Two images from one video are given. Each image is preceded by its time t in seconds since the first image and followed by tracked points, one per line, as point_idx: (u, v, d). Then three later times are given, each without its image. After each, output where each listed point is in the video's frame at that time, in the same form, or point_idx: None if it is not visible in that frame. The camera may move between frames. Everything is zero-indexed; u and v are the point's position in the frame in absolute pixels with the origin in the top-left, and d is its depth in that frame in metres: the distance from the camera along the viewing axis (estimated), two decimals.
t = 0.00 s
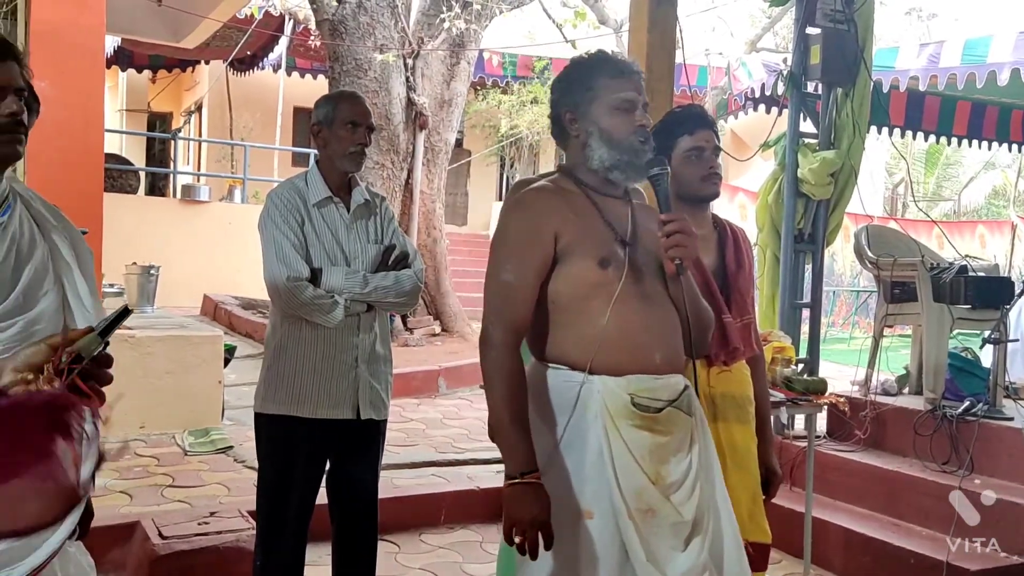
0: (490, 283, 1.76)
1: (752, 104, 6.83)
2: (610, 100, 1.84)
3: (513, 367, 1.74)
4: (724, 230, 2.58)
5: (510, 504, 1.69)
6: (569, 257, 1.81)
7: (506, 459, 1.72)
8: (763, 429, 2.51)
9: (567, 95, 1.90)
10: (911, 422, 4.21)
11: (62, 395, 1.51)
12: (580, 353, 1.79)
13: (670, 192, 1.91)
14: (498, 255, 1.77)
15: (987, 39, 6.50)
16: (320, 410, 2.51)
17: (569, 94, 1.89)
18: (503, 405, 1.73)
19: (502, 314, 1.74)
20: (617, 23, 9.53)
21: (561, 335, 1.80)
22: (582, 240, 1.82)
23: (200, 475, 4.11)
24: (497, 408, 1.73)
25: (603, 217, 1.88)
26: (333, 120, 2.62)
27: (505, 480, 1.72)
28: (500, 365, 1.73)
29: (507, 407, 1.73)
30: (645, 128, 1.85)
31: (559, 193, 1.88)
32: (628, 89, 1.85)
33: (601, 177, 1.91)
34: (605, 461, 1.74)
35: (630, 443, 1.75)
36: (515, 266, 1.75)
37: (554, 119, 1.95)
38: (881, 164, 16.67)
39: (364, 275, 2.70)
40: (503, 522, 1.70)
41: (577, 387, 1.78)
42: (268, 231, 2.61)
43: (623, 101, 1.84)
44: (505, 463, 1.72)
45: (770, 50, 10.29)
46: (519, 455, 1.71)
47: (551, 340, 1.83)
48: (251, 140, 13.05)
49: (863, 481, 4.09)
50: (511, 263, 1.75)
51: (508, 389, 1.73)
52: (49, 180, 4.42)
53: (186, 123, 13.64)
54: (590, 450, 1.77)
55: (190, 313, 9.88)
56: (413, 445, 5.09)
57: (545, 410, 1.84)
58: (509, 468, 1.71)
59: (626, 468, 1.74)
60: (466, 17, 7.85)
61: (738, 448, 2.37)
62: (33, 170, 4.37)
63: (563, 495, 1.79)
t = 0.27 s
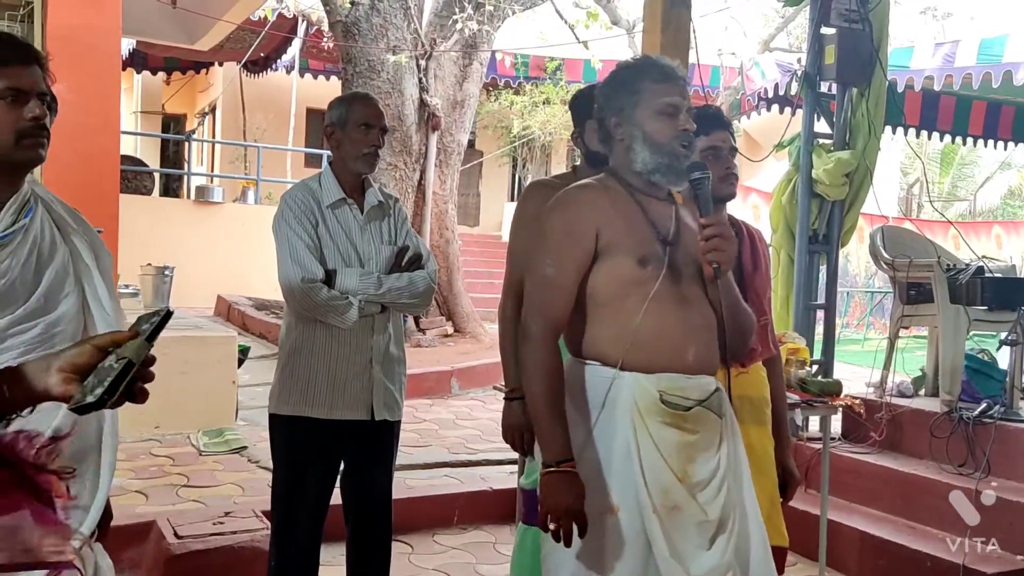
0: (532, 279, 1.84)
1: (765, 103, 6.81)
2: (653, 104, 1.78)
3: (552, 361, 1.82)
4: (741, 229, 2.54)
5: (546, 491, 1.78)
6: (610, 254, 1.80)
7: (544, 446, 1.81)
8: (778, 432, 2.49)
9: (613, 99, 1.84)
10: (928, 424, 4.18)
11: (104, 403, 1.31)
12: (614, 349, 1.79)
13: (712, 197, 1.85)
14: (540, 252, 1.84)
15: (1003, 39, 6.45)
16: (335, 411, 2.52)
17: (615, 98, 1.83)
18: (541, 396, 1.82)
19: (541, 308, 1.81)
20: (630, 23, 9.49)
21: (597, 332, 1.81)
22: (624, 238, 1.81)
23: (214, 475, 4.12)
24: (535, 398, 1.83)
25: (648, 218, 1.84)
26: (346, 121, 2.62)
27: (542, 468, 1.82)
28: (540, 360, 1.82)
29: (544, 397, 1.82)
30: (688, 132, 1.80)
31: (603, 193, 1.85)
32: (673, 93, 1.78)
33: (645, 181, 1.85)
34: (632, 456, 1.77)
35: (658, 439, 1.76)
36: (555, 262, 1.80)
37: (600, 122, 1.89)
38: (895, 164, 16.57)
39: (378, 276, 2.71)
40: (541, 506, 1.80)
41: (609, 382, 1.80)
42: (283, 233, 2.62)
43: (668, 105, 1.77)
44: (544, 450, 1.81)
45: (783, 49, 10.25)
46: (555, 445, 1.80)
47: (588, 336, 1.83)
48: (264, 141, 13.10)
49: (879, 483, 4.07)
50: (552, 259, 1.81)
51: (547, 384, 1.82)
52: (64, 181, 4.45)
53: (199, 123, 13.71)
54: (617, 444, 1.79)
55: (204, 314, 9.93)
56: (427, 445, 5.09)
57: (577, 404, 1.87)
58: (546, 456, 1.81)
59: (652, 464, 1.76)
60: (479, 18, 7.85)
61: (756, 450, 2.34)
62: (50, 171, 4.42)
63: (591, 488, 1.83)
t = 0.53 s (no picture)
0: (560, 273, 1.85)
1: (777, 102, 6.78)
2: (684, 108, 1.81)
3: (577, 354, 1.83)
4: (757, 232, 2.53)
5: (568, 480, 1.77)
6: (634, 251, 1.82)
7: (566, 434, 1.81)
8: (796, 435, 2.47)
9: (644, 103, 1.87)
10: (942, 425, 4.16)
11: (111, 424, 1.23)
12: (632, 347, 1.80)
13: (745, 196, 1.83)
14: (568, 247, 1.85)
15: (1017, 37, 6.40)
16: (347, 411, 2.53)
17: (648, 102, 1.86)
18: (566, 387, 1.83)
19: (566, 301, 1.82)
20: (641, 23, 9.47)
21: (616, 329, 1.82)
22: (648, 235, 1.83)
23: (227, 474, 4.14)
24: (558, 388, 1.84)
25: (676, 219, 1.87)
26: (360, 122, 2.63)
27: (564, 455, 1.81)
28: (563, 355, 1.82)
29: (568, 389, 1.83)
30: (718, 137, 1.82)
31: (632, 194, 1.87)
32: (704, 97, 1.81)
33: (676, 184, 1.89)
34: (647, 452, 1.77)
35: (671, 437, 1.76)
36: (581, 258, 1.82)
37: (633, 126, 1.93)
38: (909, 163, 16.46)
39: (391, 277, 2.71)
40: (564, 496, 1.78)
41: (626, 378, 1.81)
42: (296, 232, 2.62)
43: (698, 109, 1.80)
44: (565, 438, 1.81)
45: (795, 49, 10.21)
46: (576, 431, 1.80)
47: (609, 332, 1.85)
48: (276, 141, 13.15)
49: (893, 485, 4.05)
50: (579, 255, 1.82)
51: (571, 377, 1.83)
52: (80, 181, 4.48)
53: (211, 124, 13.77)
54: (633, 440, 1.80)
55: (216, 314, 9.97)
56: (440, 445, 5.11)
57: (599, 399, 1.87)
58: (568, 443, 1.80)
59: (665, 462, 1.75)
60: (490, 19, 7.87)
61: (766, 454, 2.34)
62: (65, 171, 4.45)
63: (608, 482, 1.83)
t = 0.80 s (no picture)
0: (575, 270, 1.85)
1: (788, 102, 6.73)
2: (705, 109, 1.84)
3: (589, 348, 1.83)
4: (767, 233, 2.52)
5: (569, 473, 1.79)
6: (650, 250, 1.82)
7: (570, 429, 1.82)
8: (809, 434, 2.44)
9: (665, 106, 1.90)
10: (954, 425, 4.14)
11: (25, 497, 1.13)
12: (645, 345, 1.80)
13: (765, 196, 1.85)
14: (583, 243, 1.85)
15: None
16: (359, 411, 2.53)
17: (669, 103, 1.89)
18: (572, 381, 1.84)
19: (578, 297, 1.83)
20: (651, 23, 9.42)
21: (629, 327, 1.82)
22: (665, 234, 1.82)
23: (238, 472, 4.16)
24: (567, 382, 1.84)
25: (695, 219, 1.87)
26: (371, 122, 2.63)
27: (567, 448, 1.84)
28: (574, 350, 1.83)
29: (576, 384, 1.83)
30: (739, 137, 1.84)
31: (655, 194, 1.87)
32: (725, 99, 1.83)
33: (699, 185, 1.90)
34: (655, 451, 1.76)
35: (680, 436, 1.75)
36: (596, 255, 1.82)
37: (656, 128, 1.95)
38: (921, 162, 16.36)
39: (402, 276, 2.71)
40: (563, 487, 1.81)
41: (637, 375, 1.81)
42: (308, 231, 2.63)
43: (719, 111, 1.83)
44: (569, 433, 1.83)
45: (806, 47, 10.16)
46: (579, 427, 1.81)
47: (621, 331, 1.85)
48: (287, 141, 13.19)
49: (905, 485, 4.02)
50: (593, 252, 1.82)
51: (581, 370, 1.83)
52: (92, 181, 4.51)
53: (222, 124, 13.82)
54: (643, 438, 1.79)
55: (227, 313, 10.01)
56: (450, 444, 5.11)
57: (608, 397, 1.88)
58: (571, 438, 1.82)
59: (674, 460, 1.75)
60: (501, 18, 7.88)
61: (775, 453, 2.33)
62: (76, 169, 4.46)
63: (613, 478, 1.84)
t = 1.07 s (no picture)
0: (589, 267, 1.84)
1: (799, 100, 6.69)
2: (722, 109, 1.83)
3: (601, 342, 1.82)
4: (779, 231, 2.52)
5: (578, 471, 1.79)
6: (664, 249, 1.82)
7: (580, 427, 1.82)
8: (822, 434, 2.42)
9: (682, 104, 1.90)
10: (966, 425, 4.12)
11: None
12: (659, 344, 1.79)
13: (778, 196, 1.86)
14: (597, 241, 1.84)
15: None
16: (369, 409, 2.53)
17: (686, 103, 1.89)
18: (583, 377, 1.83)
19: (592, 295, 1.82)
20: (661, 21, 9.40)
21: (643, 325, 1.82)
22: (679, 232, 1.82)
23: (248, 470, 4.17)
24: (579, 378, 1.83)
25: (710, 219, 1.86)
26: (380, 121, 2.64)
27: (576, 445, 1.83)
28: (585, 346, 1.81)
29: (587, 381, 1.82)
30: (755, 137, 1.84)
31: (671, 193, 1.87)
32: (741, 98, 1.83)
33: (715, 184, 1.90)
34: (669, 449, 1.75)
35: (694, 435, 1.74)
36: (610, 253, 1.81)
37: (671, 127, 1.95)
38: (933, 161, 16.28)
39: (412, 275, 2.71)
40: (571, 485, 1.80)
41: (652, 373, 1.80)
42: (318, 229, 2.64)
43: (736, 110, 1.82)
44: (579, 430, 1.82)
45: (816, 46, 10.12)
46: (589, 424, 1.81)
47: (635, 330, 1.85)
48: (297, 140, 13.24)
49: (916, 484, 4.01)
50: (607, 251, 1.82)
51: (591, 365, 1.82)
52: (103, 179, 4.54)
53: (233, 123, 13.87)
54: (656, 436, 1.78)
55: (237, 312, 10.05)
56: (460, 443, 5.12)
57: (620, 396, 1.88)
58: (581, 435, 1.82)
59: (688, 458, 1.74)
60: (510, 17, 7.88)
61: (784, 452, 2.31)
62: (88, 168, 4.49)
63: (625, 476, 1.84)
